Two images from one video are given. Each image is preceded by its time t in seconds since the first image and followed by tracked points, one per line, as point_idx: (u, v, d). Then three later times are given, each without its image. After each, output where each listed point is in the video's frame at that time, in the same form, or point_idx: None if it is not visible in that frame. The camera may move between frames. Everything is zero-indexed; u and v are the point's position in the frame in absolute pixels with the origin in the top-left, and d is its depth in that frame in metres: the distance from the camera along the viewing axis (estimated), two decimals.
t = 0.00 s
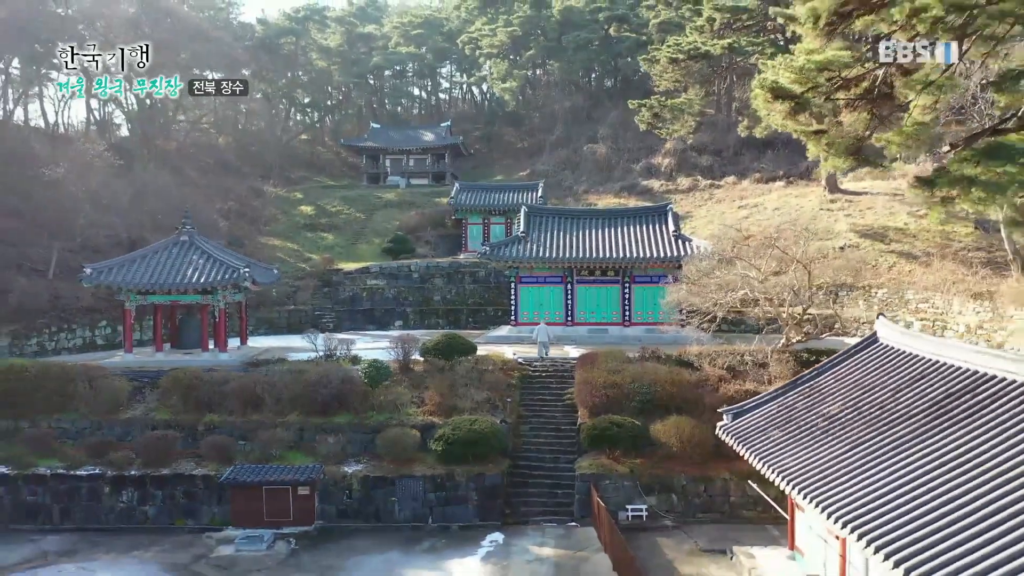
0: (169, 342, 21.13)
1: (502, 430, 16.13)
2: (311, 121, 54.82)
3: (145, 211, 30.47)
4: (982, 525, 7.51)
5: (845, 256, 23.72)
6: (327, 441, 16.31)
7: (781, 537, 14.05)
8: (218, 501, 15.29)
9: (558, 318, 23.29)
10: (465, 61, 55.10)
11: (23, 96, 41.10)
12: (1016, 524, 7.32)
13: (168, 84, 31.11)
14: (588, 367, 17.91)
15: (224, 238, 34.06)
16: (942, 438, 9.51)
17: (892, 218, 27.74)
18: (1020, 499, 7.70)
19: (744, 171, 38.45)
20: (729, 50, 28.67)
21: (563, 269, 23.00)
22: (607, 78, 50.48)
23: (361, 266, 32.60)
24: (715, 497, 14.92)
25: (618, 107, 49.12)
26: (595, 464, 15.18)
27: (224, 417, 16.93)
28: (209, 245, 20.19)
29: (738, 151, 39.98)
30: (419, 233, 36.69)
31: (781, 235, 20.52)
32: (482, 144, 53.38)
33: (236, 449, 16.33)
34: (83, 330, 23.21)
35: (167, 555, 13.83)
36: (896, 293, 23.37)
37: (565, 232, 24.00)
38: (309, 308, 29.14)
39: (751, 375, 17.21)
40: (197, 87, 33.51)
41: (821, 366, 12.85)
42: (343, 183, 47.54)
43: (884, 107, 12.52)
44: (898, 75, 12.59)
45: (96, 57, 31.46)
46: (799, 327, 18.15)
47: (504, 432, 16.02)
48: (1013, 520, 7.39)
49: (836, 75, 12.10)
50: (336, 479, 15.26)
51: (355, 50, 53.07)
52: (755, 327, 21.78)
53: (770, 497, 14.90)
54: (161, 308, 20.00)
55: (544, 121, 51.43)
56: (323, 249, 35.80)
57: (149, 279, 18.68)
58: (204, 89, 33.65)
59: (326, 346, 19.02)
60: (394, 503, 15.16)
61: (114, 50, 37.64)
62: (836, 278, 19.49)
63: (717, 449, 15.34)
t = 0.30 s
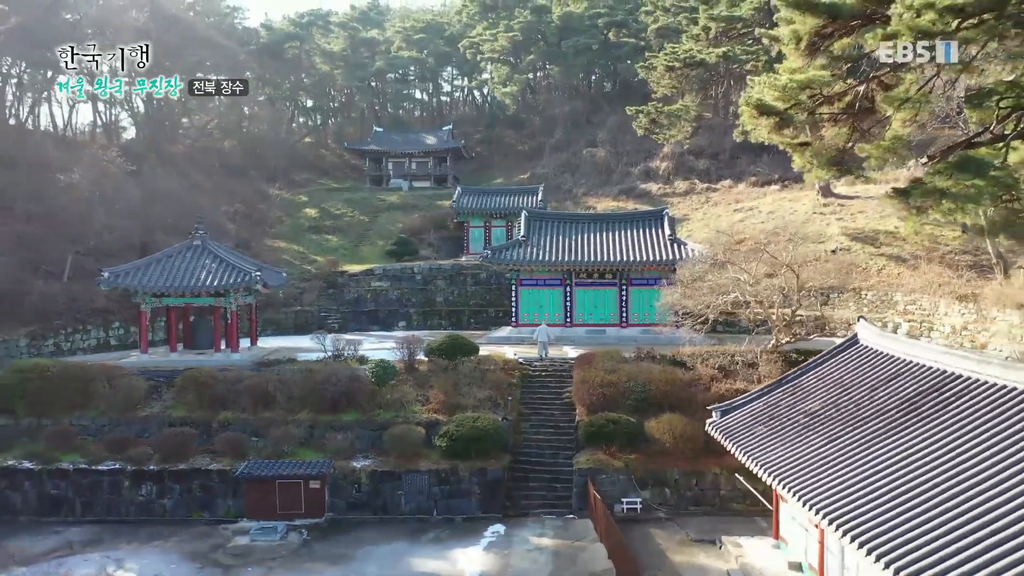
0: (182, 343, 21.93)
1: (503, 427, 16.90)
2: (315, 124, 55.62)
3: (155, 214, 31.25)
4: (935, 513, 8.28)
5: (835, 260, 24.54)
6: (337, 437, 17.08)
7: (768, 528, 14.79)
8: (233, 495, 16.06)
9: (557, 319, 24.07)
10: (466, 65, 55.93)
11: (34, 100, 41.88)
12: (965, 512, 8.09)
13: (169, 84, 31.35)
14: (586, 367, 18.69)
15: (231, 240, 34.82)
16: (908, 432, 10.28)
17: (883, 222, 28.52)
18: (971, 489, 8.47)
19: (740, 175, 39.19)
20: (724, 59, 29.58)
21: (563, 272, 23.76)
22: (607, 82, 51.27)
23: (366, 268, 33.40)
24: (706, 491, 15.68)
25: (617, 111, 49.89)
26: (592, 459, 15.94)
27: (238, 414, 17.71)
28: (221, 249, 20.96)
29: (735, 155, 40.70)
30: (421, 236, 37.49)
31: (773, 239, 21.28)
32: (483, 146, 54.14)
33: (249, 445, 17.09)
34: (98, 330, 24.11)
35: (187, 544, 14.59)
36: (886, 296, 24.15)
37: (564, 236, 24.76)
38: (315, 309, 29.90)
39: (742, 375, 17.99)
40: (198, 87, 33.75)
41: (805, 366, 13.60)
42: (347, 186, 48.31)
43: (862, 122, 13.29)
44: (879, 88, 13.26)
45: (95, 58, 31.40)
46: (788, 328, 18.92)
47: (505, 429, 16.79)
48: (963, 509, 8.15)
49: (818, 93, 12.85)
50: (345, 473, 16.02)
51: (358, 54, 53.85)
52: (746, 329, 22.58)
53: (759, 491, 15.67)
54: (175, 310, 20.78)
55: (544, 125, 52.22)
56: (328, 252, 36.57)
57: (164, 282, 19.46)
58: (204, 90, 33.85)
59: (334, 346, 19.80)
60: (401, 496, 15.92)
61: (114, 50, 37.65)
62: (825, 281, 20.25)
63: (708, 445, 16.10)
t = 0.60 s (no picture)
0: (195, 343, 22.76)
1: (504, 424, 17.71)
2: (318, 127, 56.45)
3: (165, 217, 32.04)
4: (893, 501, 9.04)
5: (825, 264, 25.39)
6: (345, 434, 17.90)
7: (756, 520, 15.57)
8: (247, 488, 16.85)
9: (557, 320, 24.89)
10: (467, 68, 56.76)
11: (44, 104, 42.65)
12: (919, 501, 8.86)
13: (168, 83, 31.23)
14: (583, 367, 19.51)
15: (238, 242, 35.63)
16: (876, 427, 11.06)
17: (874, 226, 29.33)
18: (926, 479, 9.24)
19: (736, 178, 39.98)
20: (719, 66, 30.45)
21: (562, 275, 24.58)
22: (606, 86, 52.08)
23: (370, 270, 34.23)
24: (697, 485, 16.47)
25: (615, 115, 50.71)
26: (589, 454, 16.76)
27: (251, 412, 18.53)
28: (232, 253, 21.76)
29: (732, 158, 41.44)
30: (424, 238, 38.32)
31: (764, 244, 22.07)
32: (484, 149, 54.93)
33: (262, 441, 17.90)
34: (112, 331, 24.86)
35: (204, 535, 15.39)
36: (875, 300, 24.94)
37: (564, 239, 25.57)
38: (321, 310, 30.69)
39: (732, 374, 18.80)
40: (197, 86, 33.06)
41: (788, 366, 14.39)
42: (350, 189, 49.09)
43: (843, 135, 14.03)
44: (861, 103, 13.87)
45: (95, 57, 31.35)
46: (778, 330, 19.72)
47: (506, 425, 17.61)
48: (918, 497, 8.92)
49: (800, 110, 13.57)
50: (353, 468, 16.82)
51: (361, 58, 54.72)
52: (733, 331, 23.90)
53: (747, 484, 16.47)
54: (188, 311, 21.59)
55: (544, 129, 53.03)
56: (332, 254, 37.37)
57: (179, 285, 20.28)
58: (203, 89, 33.33)
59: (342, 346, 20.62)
60: (407, 490, 16.73)
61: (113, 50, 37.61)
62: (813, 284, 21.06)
63: (700, 441, 16.90)
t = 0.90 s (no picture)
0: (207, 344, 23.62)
1: (505, 421, 18.54)
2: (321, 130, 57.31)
3: (175, 221, 32.91)
4: (858, 485, 9.82)
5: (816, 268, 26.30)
6: (354, 431, 18.75)
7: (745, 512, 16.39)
8: (261, 482, 17.68)
9: (556, 321, 25.73)
10: (468, 72, 57.60)
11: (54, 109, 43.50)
12: (875, 488, 9.62)
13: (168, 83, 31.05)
14: (582, 366, 20.34)
15: (245, 245, 36.50)
16: (847, 421, 11.81)
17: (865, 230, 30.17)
18: (884, 468, 9.98)
19: (732, 182, 40.81)
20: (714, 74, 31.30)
21: (561, 278, 25.41)
22: (606, 90, 52.91)
23: (374, 272, 35.07)
24: (689, 479, 17.28)
25: (614, 119, 51.55)
26: (586, 450, 17.57)
27: (263, 410, 19.38)
28: (244, 257, 22.61)
29: (728, 162, 42.27)
30: (426, 241, 39.17)
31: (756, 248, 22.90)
32: (485, 152, 55.76)
33: (274, 438, 18.75)
34: (125, 332, 25.24)
35: (221, 526, 16.23)
36: (865, 301, 25.77)
37: (563, 243, 26.41)
38: (327, 312, 31.53)
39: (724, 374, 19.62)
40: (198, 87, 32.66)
41: (775, 367, 15.22)
42: (353, 192, 49.89)
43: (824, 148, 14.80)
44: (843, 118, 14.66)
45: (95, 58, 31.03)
46: (768, 331, 20.54)
47: (507, 423, 18.43)
48: (876, 483, 9.68)
49: (785, 125, 14.35)
50: (362, 463, 17.66)
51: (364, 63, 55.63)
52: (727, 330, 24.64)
53: (737, 478, 17.28)
54: (201, 313, 22.45)
55: (544, 133, 53.89)
56: (337, 256, 38.20)
57: (193, 288, 21.13)
58: (203, 89, 32.99)
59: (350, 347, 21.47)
60: (413, 484, 17.56)
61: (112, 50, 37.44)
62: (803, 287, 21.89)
63: (692, 437, 17.71)
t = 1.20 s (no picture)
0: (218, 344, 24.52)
1: (506, 418, 19.41)
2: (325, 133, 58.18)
3: (184, 224, 33.76)
4: (832, 474, 10.65)
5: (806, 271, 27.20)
6: (361, 428, 19.62)
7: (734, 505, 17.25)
8: (273, 477, 18.56)
9: (555, 323, 26.61)
10: (469, 76, 58.50)
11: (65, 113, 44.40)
12: (846, 475, 10.44)
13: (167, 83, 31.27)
14: (580, 366, 21.22)
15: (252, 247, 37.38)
16: (824, 418, 12.66)
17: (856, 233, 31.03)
18: (856, 458, 10.80)
19: (728, 186, 41.69)
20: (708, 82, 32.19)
21: (560, 281, 26.28)
22: (605, 94, 53.78)
23: (377, 274, 35.94)
24: (682, 474, 18.14)
25: (613, 123, 52.45)
26: (583, 446, 18.43)
27: (275, 408, 20.26)
28: (254, 261, 23.50)
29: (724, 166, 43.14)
30: (429, 243, 40.05)
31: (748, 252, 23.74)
32: (486, 155, 56.65)
33: (285, 434, 19.62)
34: (138, 333, 25.92)
35: (237, 518, 17.10)
36: (854, 303, 26.63)
37: (562, 247, 27.27)
38: (332, 313, 32.41)
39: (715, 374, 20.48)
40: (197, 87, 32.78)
41: (762, 367, 16.08)
42: (356, 194, 50.73)
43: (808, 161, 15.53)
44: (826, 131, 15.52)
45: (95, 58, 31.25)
46: (759, 332, 21.40)
47: (508, 420, 19.30)
48: (848, 471, 10.51)
49: (770, 139, 15.21)
50: (369, 459, 18.53)
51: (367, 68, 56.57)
52: (720, 331, 25.56)
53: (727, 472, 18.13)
54: (214, 315, 23.35)
55: (544, 136, 54.80)
56: (341, 258, 39.05)
57: (207, 291, 22.03)
58: (203, 89, 32.70)
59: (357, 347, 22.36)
60: (418, 478, 18.43)
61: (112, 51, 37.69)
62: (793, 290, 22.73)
63: (684, 434, 18.56)
